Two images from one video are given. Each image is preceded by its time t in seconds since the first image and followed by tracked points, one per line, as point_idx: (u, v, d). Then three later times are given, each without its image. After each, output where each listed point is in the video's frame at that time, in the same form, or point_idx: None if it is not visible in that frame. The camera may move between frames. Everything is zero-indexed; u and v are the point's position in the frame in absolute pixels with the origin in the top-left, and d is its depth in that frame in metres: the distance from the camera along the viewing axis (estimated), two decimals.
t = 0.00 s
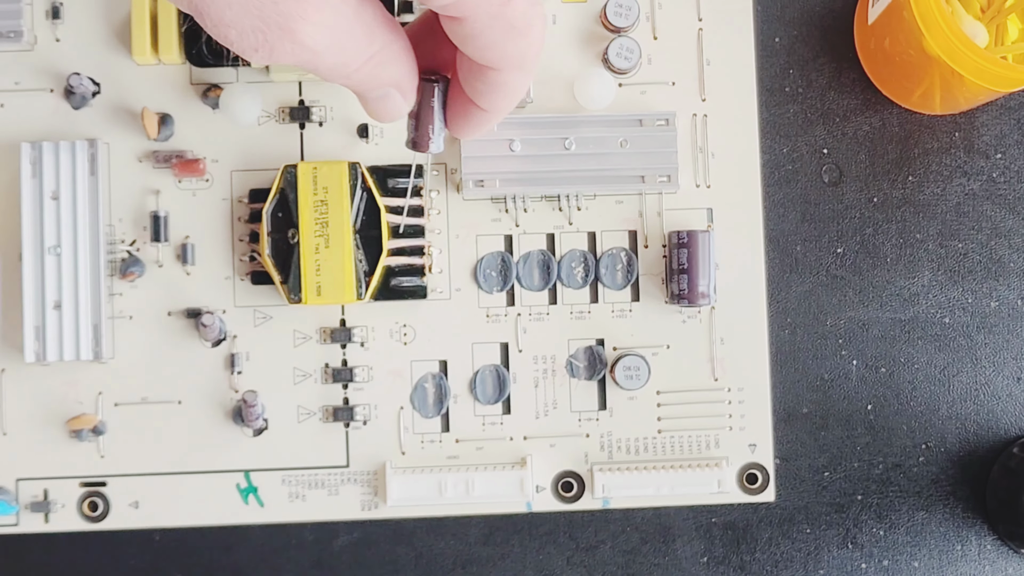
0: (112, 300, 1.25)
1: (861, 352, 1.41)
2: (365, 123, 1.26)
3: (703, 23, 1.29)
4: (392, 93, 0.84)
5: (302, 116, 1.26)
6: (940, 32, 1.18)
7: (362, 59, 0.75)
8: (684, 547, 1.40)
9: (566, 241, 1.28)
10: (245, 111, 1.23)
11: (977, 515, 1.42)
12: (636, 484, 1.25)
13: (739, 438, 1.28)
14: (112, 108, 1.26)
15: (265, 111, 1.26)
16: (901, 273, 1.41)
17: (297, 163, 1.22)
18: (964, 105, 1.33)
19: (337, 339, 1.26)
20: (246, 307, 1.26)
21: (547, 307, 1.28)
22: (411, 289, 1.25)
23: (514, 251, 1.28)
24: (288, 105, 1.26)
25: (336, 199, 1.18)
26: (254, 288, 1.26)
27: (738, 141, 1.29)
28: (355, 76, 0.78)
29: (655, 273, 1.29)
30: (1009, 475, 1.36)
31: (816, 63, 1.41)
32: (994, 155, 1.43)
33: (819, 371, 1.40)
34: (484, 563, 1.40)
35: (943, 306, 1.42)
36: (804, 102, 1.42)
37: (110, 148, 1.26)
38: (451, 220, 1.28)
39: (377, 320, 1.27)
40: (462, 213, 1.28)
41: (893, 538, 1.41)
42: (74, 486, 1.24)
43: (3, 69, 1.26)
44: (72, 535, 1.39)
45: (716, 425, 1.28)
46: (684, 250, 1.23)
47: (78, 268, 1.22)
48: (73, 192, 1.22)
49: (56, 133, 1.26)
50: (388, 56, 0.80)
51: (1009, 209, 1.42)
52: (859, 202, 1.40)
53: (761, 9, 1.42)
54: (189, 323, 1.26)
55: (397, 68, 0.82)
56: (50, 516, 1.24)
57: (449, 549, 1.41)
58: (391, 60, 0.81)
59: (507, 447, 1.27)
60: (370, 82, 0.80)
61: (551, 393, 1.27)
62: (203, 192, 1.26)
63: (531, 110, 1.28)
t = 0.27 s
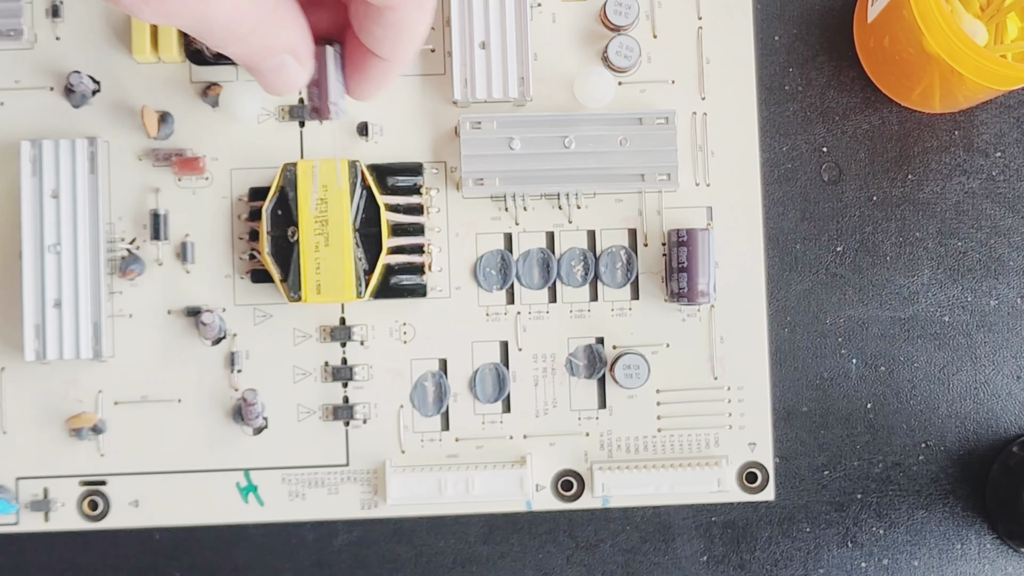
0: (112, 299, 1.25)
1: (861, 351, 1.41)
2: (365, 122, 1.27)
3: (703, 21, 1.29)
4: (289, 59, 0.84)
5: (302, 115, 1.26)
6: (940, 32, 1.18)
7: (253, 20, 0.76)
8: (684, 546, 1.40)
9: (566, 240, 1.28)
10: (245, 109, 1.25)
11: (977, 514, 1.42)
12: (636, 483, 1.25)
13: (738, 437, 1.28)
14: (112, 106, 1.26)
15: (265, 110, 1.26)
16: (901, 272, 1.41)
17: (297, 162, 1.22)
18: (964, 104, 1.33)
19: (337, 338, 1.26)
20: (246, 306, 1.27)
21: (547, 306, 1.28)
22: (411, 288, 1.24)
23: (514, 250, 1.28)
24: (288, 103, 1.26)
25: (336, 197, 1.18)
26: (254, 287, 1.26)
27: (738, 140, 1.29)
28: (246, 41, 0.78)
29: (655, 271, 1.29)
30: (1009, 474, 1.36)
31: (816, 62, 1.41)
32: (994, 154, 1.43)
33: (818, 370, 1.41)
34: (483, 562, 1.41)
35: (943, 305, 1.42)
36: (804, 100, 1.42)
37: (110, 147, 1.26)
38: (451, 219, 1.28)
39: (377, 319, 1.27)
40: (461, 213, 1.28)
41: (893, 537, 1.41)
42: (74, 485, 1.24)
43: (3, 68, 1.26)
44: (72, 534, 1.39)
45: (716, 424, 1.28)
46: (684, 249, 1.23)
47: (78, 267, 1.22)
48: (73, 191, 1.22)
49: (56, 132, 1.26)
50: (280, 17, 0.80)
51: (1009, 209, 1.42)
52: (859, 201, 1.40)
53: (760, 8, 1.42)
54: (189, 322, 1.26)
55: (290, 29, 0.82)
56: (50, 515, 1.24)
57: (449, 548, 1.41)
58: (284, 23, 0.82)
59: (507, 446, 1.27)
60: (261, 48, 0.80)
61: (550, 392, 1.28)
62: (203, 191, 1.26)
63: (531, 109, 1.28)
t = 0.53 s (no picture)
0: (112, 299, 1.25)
1: (861, 352, 1.41)
2: (365, 123, 1.27)
3: (703, 22, 1.29)
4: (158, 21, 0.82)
5: (302, 115, 1.26)
6: (940, 32, 1.18)
7: None
8: (684, 547, 1.40)
9: (566, 240, 1.28)
10: (244, 109, 1.24)
11: (977, 515, 1.42)
12: (636, 484, 1.24)
13: (739, 438, 1.28)
14: (112, 107, 1.26)
15: (265, 110, 1.27)
16: (901, 273, 1.41)
17: (297, 162, 1.23)
18: (964, 104, 1.33)
19: (337, 339, 1.26)
20: (246, 307, 1.27)
21: (547, 306, 1.28)
22: (411, 288, 1.25)
23: (514, 250, 1.28)
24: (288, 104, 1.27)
25: (336, 198, 1.18)
26: (254, 288, 1.26)
27: (738, 140, 1.29)
28: None
29: (655, 272, 1.29)
30: (1009, 475, 1.35)
31: (816, 62, 1.41)
32: (994, 154, 1.43)
33: (819, 370, 1.40)
34: (484, 563, 1.40)
35: (943, 305, 1.42)
36: (804, 101, 1.42)
37: (110, 148, 1.26)
38: (451, 219, 1.28)
39: (377, 320, 1.27)
40: (461, 213, 1.28)
41: (893, 538, 1.41)
42: (74, 486, 1.24)
43: (3, 68, 1.26)
44: (72, 536, 1.39)
45: (716, 424, 1.28)
46: (684, 250, 1.23)
47: (78, 267, 1.22)
48: (72, 191, 1.22)
49: (56, 132, 1.26)
50: None
51: (1009, 209, 1.42)
52: (859, 201, 1.40)
53: (760, 8, 1.42)
54: (189, 323, 1.26)
55: None
56: (50, 516, 1.24)
57: (449, 549, 1.40)
58: None
59: (507, 447, 1.27)
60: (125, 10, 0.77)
61: (550, 393, 1.27)
62: (203, 192, 1.26)
63: (531, 109, 1.28)
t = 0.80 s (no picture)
0: (112, 299, 1.25)
1: (861, 352, 1.41)
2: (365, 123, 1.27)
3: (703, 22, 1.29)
4: None
5: (302, 115, 1.26)
6: (940, 32, 1.18)
7: None
8: (684, 547, 1.40)
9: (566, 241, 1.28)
10: (245, 110, 1.23)
11: (977, 515, 1.42)
12: (636, 484, 1.25)
13: (739, 438, 1.28)
14: (112, 107, 1.26)
15: (265, 110, 1.26)
16: (901, 273, 1.41)
17: (297, 162, 1.22)
18: (964, 104, 1.33)
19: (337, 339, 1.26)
20: (246, 307, 1.27)
21: (547, 307, 1.28)
22: (411, 288, 1.25)
23: (514, 250, 1.28)
24: (288, 103, 1.26)
25: (336, 198, 1.18)
26: (254, 288, 1.26)
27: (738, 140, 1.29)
28: None
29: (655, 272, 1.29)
30: (1009, 475, 1.35)
31: (816, 63, 1.41)
32: (994, 154, 1.43)
33: (819, 371, 1.41)
34: (483, 563, 1.40)
35: (943, 306, 1.42)
36: (804, 101, 1.42)
37: (110, 147, 1.26)
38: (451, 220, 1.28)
39: (377, 320, 1.27)
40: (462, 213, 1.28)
41: (893, 538, 1.41)
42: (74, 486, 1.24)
43: (3, 68, 1.26)
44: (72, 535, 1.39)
45: (716, 425, 1.28)
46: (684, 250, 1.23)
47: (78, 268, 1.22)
48: (72, 191, 1.22)
49: (57, 132, 1.26)
50: None
51: (1009, 209, 1.42)
52: (859, 201, 1.40)
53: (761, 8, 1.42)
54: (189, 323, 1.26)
55: None
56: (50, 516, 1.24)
57: (449, 549, 1.41)
58: None
59: (507, 447, 1.27)
60: None
61: (550, 393, 1.27)
62: (203, 192, 1.26)
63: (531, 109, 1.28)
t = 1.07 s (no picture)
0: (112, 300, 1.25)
1: (861, 352, 1.41)
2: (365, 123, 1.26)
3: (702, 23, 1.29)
4: None
5: (302, 116, 1.26)
6: (939, 33, 1.18)
7: None
8: (684, 547, 1.40)
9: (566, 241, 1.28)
10: (246, 111, 1.23)
11: (977, 515, 1.42)
12: (636, 484, 1.25)
13: (739, 438, 1.28)
14: (112, 108, 1.26)
15: (266, 111, 1.26)
16: (901, 273, 1.41)
17: (297, 163, 1.22)
18: (965, 105, 1.33)
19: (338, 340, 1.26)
20: (246, 307, 1.27)
21: (547, 307, 1.29)
22: (411, 289, 1.26)
23: (514, 251, 1.28)
24: (288, 104, 1.26)
25: (336, 199, 1.18)
26: (254, 288, 1.26)
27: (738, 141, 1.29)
28: None
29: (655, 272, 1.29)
30: (1009, 475, 1.35)
31: (816, 63, 1.41)
32: (994, 155, 1.43)
33: (819, 371, 1.41)
34: (484, 563, 1.40)
35: (943, 306, 1.42)
36: (804, 101, 1.42)
37: (110, 148, 1.26)
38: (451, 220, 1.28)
39: (377, 320, 1.27)
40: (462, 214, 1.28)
41: (893, 538, 1.41)
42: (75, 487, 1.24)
43: (3, 70, 1.26)
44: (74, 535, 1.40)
45: (716, 425, 1.28)
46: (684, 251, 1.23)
47: (79, 268, 1.22)
48: (72, 192, 1.22)
49: (57, 133, 1.26)
50: None
51: (1009, 210, 1.42)
52: (859, 202, 1.40)
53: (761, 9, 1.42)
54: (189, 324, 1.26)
55: None
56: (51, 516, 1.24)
57: (449, 549, 1.41)
58: None
59: (507, 447, 1.27)
60: None
61: (550, 393, 1.28)
62: (203, 193, 1.26)
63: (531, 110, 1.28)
